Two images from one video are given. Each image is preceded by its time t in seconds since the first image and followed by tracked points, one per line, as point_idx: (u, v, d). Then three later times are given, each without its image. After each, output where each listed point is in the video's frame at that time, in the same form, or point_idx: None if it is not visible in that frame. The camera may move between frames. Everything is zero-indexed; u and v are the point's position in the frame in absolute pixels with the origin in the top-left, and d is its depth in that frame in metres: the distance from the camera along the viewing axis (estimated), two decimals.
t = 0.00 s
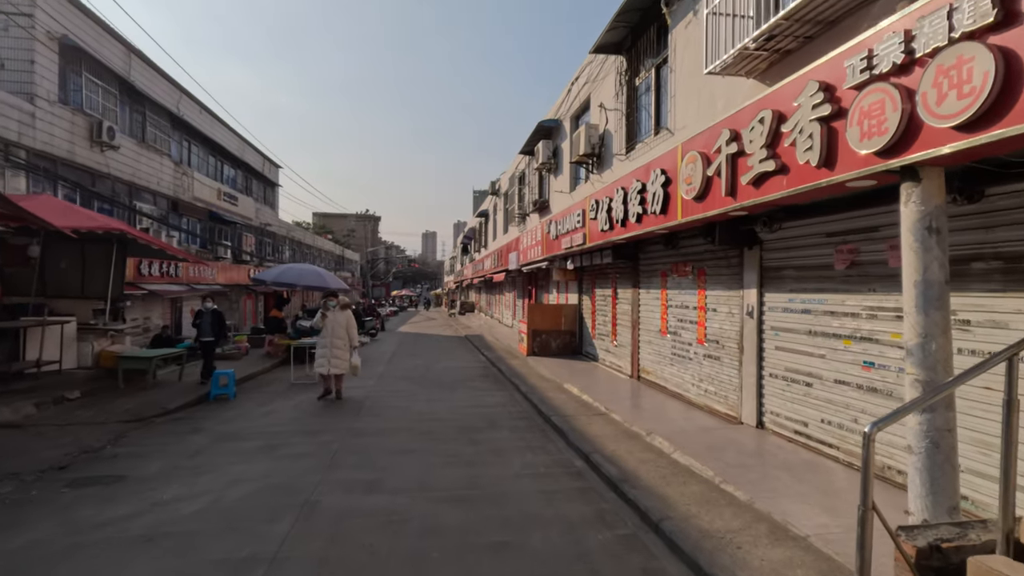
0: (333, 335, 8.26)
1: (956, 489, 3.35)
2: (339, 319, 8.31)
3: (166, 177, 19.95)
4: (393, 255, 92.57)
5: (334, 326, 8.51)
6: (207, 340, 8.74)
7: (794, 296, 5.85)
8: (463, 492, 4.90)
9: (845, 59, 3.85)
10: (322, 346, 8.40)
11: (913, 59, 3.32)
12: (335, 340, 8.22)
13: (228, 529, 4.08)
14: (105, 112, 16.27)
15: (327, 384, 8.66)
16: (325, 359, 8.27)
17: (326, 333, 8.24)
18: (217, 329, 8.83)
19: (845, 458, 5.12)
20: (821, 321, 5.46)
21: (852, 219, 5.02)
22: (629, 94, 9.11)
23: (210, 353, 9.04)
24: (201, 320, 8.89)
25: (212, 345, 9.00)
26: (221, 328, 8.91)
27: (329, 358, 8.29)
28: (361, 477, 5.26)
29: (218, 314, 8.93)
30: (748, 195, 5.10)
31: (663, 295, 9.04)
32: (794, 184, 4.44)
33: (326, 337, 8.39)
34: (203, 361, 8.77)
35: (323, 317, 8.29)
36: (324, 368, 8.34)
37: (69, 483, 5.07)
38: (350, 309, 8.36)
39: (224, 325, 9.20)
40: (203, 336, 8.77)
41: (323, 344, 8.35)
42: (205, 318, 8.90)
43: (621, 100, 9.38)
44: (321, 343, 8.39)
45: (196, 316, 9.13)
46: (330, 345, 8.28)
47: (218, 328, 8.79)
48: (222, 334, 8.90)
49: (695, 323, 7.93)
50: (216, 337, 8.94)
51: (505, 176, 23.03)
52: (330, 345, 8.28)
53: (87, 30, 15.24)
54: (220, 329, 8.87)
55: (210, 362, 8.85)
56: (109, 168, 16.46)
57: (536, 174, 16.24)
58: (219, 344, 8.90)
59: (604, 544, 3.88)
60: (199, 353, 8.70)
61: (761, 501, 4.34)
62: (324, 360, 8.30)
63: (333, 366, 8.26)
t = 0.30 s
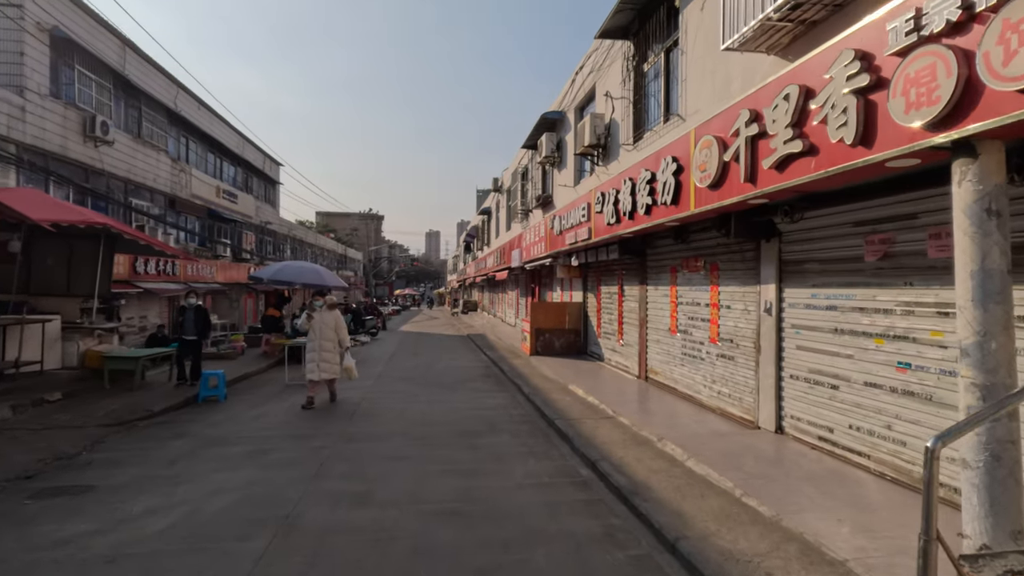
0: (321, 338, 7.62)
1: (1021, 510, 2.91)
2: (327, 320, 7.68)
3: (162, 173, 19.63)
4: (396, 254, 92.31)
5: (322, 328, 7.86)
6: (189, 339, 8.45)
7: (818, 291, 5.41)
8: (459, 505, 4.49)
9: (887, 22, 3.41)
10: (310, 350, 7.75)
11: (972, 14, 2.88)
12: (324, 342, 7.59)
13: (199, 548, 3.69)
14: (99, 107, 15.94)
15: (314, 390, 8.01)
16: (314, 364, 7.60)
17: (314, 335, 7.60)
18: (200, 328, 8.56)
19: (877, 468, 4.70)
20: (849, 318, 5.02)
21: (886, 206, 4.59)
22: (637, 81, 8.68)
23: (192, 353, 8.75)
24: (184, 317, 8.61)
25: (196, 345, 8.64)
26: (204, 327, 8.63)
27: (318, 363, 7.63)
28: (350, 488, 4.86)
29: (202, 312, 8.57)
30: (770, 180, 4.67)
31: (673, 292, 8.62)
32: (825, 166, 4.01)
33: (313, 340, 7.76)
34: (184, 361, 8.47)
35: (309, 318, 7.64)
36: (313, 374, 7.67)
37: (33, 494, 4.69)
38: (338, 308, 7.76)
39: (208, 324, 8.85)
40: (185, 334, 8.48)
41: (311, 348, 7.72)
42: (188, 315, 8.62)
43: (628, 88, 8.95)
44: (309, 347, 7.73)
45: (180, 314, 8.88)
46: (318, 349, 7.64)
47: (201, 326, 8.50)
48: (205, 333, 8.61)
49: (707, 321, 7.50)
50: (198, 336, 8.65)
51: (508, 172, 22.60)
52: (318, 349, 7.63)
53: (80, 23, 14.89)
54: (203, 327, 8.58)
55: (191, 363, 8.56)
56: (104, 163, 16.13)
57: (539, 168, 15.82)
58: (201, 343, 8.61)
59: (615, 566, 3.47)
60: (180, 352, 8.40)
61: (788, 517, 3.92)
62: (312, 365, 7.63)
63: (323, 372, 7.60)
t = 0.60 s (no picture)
0: (306, 340, 6.96)
1: None
2: (312, 321, 7.02)
3: (161, 171, 19.32)
4: (400, 254, 92.05)
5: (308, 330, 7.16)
6: (169, 345, 8.04)
7: (848, 292, 4.98)
8: (457, 527, 4.08)
9: None
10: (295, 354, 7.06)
11: None
12: (308, 345, 6.93)
13: None
14: (95, 103, 15.61)
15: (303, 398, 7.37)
16: (297, 370, 6.94)
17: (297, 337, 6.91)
18: (180, 333, 8.14)
19: (918, 487, 4.26)
20: (883, 321, 4.60)
21: (928, 198, 4.15)
22: (647, 71, 8.24)
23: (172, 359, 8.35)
24: (162, 322, 8.18)
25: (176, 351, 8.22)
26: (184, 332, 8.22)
27: (301, 369, 6.96)
28: (338, 507, 4.46)
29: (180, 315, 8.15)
30: (798, 170, 4.24)
31: (684, 292, 8.19)
32: (865, 151, 3.58)
33: (297, 343, 7.12)
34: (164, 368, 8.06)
35: (292, 319, 7.00)
36: (296, 381, 7.00)
37: None
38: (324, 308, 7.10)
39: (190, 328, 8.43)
40: (164, 340, 8.07)
41: (295, 352, 7.03)
42: (166, 320, 8.19)
43: (637, 78, 8.52)
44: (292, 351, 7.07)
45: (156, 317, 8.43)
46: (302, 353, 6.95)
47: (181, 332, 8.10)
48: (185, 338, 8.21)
49: (723, 323, 7.07)
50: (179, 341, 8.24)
51: (512, 170, 22.18)
52: (302, 353, 6.98)
53: (74, 17, 14.55)
54: (183, 333, 8.17)
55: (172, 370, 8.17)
56: (99, 161, 15.80)
57: (544, 165, 15.39)
58: (181, 349, 8.18)
59: None
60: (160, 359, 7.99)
61: (825, 546, 3.49)
62: (295, 371, 6.97)
63: (307, 378, 6.94)
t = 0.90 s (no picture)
0: (289, 344, 6.24)
1: None
2: (298, 322, 6.33)
3: (158, 168, 19.03)
4: (403, 252, 91.77)
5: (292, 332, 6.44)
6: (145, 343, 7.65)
7: (881, 287, 4.56)
8: (454, 547, 3.69)
9: None
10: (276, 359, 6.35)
11: None
12: (292, 350, 6.22)
13: None
14: (89, 98, 15.31)
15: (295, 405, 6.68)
16: (279, 378, 6.18)
17: (279, 341, 6.24)
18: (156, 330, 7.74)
19: (965, 503, 3.84)
20: (923, 319, 4.18)
21: (979, 181, 3.73)
22: (658, 56, 7.83)
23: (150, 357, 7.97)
24: (138, 319, 7.79)
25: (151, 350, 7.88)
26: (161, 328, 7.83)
27: (283, 377, 6.20)
28: (325, 523, 4.08)
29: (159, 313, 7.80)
30: (832, 150, 3.82)
31: (697, 289, 7.78)
32: (914, 126, 3.16)
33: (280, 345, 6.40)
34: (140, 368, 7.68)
35: (276, 320, 6.29)
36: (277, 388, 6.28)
37: None
38: (312, 309, 6.46)
39: (167, 325, 8.08)
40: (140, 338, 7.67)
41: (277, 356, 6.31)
42: (142, 316, 7.80)
43: (647, 63, 8.10)
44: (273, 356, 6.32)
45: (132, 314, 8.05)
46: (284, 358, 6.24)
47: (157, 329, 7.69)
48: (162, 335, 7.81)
49: (739, 321, 6.65)
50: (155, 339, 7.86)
51: (515, 167, 21.80)
52: (285, 358, 6.24)
53: (68, 9, 14.23)
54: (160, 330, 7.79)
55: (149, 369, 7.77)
56: (94, 157, 15.50)
57: (548, 159, 15.00)
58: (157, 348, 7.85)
59: None
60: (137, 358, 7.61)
61: (870, 573, 3.08)
62: (276, 379, 6.20)
63: (289, 387, 6.17)
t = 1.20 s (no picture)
0: (270, 347, 5.90)
1: None
2: (280, 323, 6.01)
3: (154, 166, 18.73)
4: (406, 252, 91.48)
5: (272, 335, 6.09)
6: (118, 349, 7.20)
7: (913, 286, 4.17)
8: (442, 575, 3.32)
9: None
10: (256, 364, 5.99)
11: None
12: (273, 353, 5.88)
13: None
14: (82, 94, 14.99)
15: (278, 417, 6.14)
16: (257, 383, 5.81)
17: (259, 344, 5.90)
18: (131, 336, 7.29)
19: (1013, 527, 3.44)
20: (963, 321, 3.79)
21: None
22: (665, 44, 7.44)
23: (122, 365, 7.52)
24: (111, 323, 7.28)
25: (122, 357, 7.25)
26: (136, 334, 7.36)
27: (262, 383, 5.84)
28: (303, 546, 3.71)
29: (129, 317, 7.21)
30: (865, 134, 3.43)
31: (706, 289, 7.40)
32: (969, 101, 2.75)
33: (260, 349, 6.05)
34: (114, 376, 7.23)
35: (256, 320, 5.96)
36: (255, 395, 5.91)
37: None
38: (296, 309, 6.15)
39: (143, 331, 7.42)
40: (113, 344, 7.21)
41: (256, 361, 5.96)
42: (115, 320, 7.33)
43: (653, 51, 7.71)
44: (251, 360, 5.96)
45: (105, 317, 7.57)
46: (263, 363, 5.89)
47: (132, 334, 7.24)
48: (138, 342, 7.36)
49: (753, 323, 6.26)
50: (128, 345, 7.29)
51: (517, 164, 21.41)
52: (265, 362, 5.90)
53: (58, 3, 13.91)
54: (131, 335, 7.25)
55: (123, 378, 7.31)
56: (87, 154, 15.20)
57: (550, 155, 14.63)
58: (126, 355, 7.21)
59: None
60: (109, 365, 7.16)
61: None
62: (254, 386, 5.84)
63: (269, 394, 5.81)
